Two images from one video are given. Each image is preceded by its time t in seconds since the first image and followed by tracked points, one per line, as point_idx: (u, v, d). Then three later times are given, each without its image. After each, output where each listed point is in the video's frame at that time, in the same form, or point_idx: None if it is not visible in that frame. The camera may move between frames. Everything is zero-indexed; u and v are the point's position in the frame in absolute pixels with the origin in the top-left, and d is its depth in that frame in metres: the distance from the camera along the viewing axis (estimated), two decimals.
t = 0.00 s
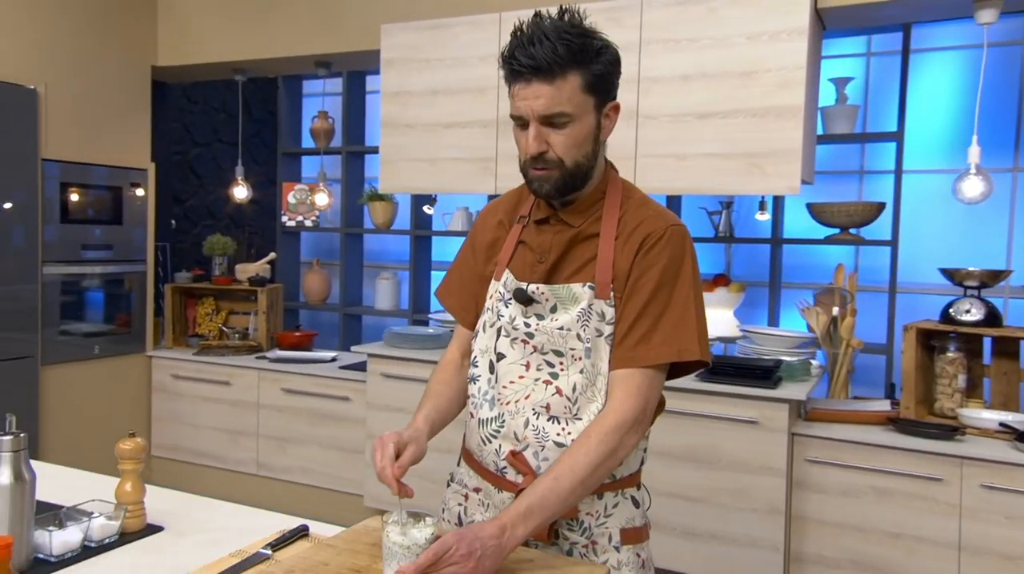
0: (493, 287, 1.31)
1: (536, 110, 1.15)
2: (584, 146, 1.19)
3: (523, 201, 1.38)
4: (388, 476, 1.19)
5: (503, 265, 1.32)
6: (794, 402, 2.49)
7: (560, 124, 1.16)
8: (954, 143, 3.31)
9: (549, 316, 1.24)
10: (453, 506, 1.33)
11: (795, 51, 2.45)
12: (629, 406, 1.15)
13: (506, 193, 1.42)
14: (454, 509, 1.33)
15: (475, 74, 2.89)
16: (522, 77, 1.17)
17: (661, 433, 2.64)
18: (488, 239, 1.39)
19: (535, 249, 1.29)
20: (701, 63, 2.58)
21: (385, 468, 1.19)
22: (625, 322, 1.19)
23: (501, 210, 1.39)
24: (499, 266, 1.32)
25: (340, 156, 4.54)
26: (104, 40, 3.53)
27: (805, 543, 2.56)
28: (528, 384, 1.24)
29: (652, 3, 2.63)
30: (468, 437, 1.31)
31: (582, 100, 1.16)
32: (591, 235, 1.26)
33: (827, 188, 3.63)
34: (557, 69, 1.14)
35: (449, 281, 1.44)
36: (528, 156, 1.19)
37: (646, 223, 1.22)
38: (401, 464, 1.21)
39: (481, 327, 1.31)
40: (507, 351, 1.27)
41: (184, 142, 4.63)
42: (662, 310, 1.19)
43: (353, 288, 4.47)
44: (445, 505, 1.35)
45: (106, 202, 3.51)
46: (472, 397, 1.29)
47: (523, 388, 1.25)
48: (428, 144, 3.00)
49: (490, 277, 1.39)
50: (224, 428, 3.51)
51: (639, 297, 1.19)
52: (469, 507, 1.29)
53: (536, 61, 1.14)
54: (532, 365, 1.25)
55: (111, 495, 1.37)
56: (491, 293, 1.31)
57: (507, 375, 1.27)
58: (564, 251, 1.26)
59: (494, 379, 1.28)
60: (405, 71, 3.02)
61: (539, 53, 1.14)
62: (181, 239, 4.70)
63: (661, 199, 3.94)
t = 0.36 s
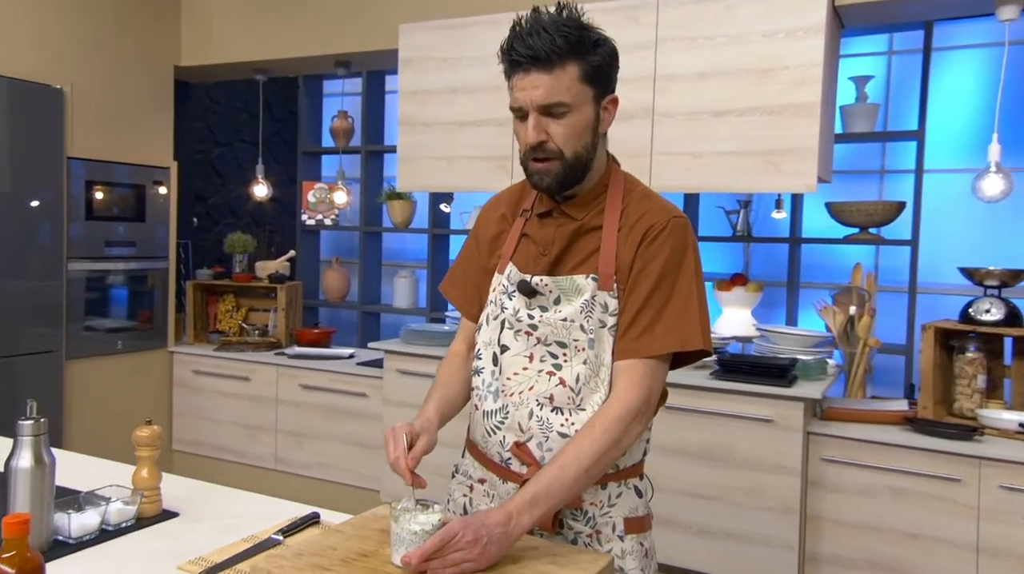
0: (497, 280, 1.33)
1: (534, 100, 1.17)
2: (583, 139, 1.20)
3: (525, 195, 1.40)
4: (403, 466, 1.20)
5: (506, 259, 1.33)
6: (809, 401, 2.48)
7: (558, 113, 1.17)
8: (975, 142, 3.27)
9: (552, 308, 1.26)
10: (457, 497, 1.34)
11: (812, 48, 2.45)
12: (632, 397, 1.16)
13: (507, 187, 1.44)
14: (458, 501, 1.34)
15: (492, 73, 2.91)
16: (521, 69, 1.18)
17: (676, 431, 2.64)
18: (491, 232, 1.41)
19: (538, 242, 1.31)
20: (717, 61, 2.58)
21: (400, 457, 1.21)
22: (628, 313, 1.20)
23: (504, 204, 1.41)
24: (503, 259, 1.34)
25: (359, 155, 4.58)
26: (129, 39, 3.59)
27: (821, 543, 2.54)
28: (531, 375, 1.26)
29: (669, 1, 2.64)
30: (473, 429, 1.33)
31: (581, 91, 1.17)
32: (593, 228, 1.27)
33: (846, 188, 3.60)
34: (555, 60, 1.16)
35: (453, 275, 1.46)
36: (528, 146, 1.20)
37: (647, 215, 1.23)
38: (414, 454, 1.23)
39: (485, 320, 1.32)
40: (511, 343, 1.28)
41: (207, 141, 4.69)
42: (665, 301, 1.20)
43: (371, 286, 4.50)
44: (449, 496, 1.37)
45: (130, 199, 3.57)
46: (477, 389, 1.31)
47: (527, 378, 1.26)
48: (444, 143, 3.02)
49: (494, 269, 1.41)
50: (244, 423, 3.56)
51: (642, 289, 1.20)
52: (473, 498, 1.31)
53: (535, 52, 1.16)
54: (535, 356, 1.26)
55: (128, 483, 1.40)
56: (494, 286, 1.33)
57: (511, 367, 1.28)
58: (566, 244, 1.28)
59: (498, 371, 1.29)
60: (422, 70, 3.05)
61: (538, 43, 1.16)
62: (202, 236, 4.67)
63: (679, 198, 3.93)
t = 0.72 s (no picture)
0: (502, 274, 1.34)
1: (585, 65, 1.22)
2: (618, 115, 1.26)
3: (530, 189, 1.43)
4: (415, 455, 1.21)
5: (512, 252, 1.35)
6: (824, 400, 2.48)
7: (604, 85, 1.24)
8: (995, 144, 3.24)
9: (562, 301, 1.28)
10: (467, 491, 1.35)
11: (829, 48, 2.44)
12: (654, 381, 1.15)
13: (511, 182, 1.46)
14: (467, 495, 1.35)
15: (508, 73, 2.93)
16: (566, 40, 1.24)
17: (690, 430, 2.65)
18: (496, 226, 1.43)
19: (547, 235, 1.32)
20: (733, 61, 2.59)
21: (410, 445, 1.22)
22: (643, 301, 1.21)
23: (509, 198, 1.43)
24: (509, 252, 1.35)
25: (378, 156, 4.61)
26: (152, 41, 3.65)
27: (836, 544, 2.53)
28: (539, 368, 1.27)
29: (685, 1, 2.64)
30: (482, 423, 1.34)
31: (620, 70, 1.26)
32: (603, 220, 1.30)
33: (864, 189, 3.58)
34: (602, 35, 1.24)
35: (454, 270, 1.48)
36: (571, 112, 1.23)
37: (657, 205, 1.26)
38: (422, 441, 1.24)
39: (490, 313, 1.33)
40: (518, 336, 1.30)
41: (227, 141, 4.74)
42: (680, 287, 1.21)
43: (389, 286, 4.53)
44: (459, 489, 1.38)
45: (153, 198, 3.63)
46: (484, 382, 1.32)
47: (535, 371, 1.27)
48: (461, 142, 3.04)
49: (499, 262, 1.41)
50: (262, 420, 3.60)
51: (656, 276, 1.21)
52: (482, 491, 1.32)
53: (585, 22, 1.23)
54: (543, 349, 1.28)
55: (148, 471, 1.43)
56: (500, 280, 1.34)
57: (519, 361, 1.29)
58: (576, 237, 1.30)
59: (505, 364, 1.30)
60: (440, 70, 3.07)
61: (589, 16, 1.24)
62: (222, 236, 4.69)
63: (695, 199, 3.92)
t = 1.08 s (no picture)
0: (511, 275, 1.37)
1: (601, 90, 1.24)
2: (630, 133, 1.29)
3: (537, 192, 1.46)
4: (429, 449, 1.23)
5: (520, 253, 1.37)
6: (835, 403, 2.48)
7: (618, 104, 1.26)
8: (1010, 148, 3.23)
9: (570, 300, 1.31)
10: (475, 486, 1.37)
11: (842, 52, 2.45)
12: (696, 367, 1.20)
13: (517, 185, 1.48)
14: (476, 490, 1.37)
15: (522, 77, 2.96)
16: (580, 61, 1.26)
17: (701, 431, 2.66)
18: (503, 227, 1.45)
19: (556, 236, 1.35)
20: (746, 64, 2.60)
21: (424, 439, 1.24)
22: (669, 300, 1.24)
23: (516, 201, 1.46)
24: (516, 253, 1.38)
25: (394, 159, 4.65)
26: (173, 46, 3.71)
27: (847, 547, 2.53)
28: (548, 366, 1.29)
29: (698, 6, 2.66)
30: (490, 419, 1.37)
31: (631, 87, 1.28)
32: (613, 222, 1.32)
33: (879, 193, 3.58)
34: (615, 54, 1.26)
35: (462, 271, 1.50)
36: (589, 137, 1.26)
37: (668, 207, 1.29)
38: (436, 435, 1.26)
39: (499, 313, 1.36)
40: (526, 335, 1.32)
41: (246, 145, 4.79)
42: (703, 284, 1.25)
43: (404, 288, 4.56)
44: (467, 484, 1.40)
45: (172, 201, 3.69)
46: (494, 380, 1.35)
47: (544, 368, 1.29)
48: (476, 145, 3.07)
49: (504, 263, 1.45)
50: (278, 419, 3.64)
51: (680, 275, 1.24)
52: (490, 487, 1.34)
53: (598, 43, 1.25)
54: (551, 347, 1.30)
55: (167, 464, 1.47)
56: (508, 281, 1.37)
57: (526, 359, 1.31)
58: (586, 239, 1.33)
59: (514, 363, 1.33)
60: (455, 75, 3.11)
61: (601, 36, 1.25)
62: (240, 238, 4.74)
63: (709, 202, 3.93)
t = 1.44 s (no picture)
0: (520, 274, 1.39)
1: (602, 75, 1.27)
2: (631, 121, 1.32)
3: (544, 193, 1.48)
4: (442, 439, 1.26)
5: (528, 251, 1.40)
6: (846, 403, 2.49)
7: (619, 92, 1.29)
8: None
9: (578, 297, 1.33)
10: (488, 479, 1.40)
11: (854, 55, 2.47)
12: (685, 380, 1.25)
13: (525, 187, 1.51)
14: (488, 483, 1.40)
15: (535, 80, 2.99)
16: (582, 50, 1.29)
17: (712, 431, 2.68)
18: (512, 228, 1.48)
19: (562, 235, 1.37)
20: (758, 67, 2.62)
21: (438, 430, 1.27)
22: (666, 305, 1.28)
23: (523, 202, 1.49)
24: (524, 252, 1.40)
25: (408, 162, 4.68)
26: (191, 49, 3.76)
27: (858, 547, 2.54)
28: (557, 361, 1.32)
29: (710, 9, 2.68)
30: (502, 414, 1.39)
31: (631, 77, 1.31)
32: (618, 221, 1.34)
33: (891, 196, 3.58)
34: (616, 44, 1.29)
35: (474, 273, 1.54)
36: (591, 121, 1.28)
37: (671, 208, 1.31)
38: (450, 427, 1.29)
39: (509, 311, 1.39)
40: (536, 332, 1.35)
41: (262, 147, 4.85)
42: (701, 288, 1.28)
43: (417, 289, 4.59)
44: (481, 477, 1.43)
45: (189, 202, 3.74)
46: (504, 376, 1.37)
47: (553, 364, 1.32)
48: (490, 147, 3.10)
49: (514, 264, 1.48)
50: (293, 418, 3.68)
51: (678, 280, 1.27)
52: (502, 480, 1.37)
53: (600, 33, 1.28)
54: (561, 343, 1.33)
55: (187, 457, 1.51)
56: (517, 280, 1.39)
57: (536, 355, 1.34)
58: (592, 237, 1.35)
59: (524, 359, 1.36)
60: (469, 77, 3.14)
61: (602, 27, 1.28)
62: (256, 239, 4.80)
63: (722, 204, 3.94)
